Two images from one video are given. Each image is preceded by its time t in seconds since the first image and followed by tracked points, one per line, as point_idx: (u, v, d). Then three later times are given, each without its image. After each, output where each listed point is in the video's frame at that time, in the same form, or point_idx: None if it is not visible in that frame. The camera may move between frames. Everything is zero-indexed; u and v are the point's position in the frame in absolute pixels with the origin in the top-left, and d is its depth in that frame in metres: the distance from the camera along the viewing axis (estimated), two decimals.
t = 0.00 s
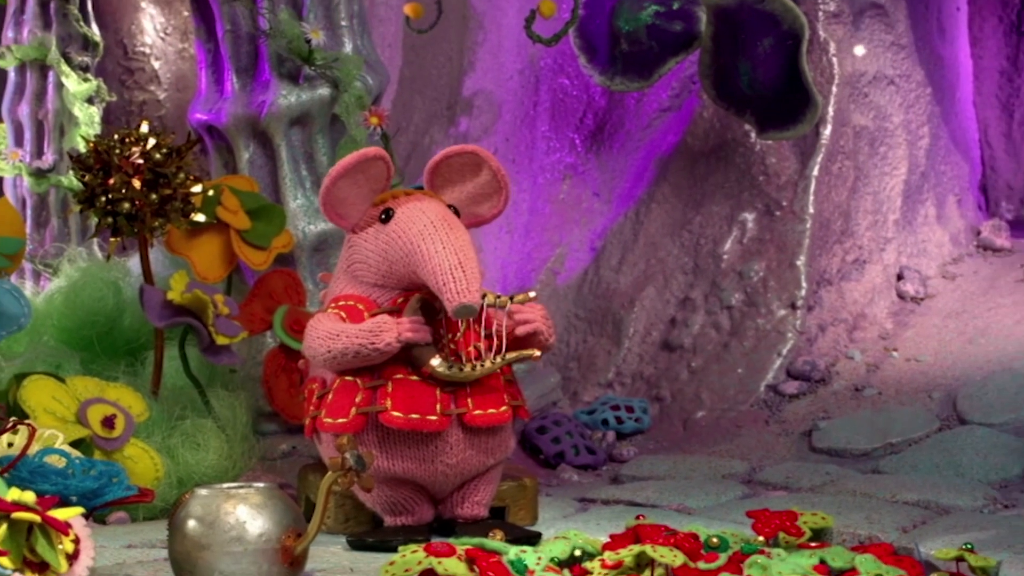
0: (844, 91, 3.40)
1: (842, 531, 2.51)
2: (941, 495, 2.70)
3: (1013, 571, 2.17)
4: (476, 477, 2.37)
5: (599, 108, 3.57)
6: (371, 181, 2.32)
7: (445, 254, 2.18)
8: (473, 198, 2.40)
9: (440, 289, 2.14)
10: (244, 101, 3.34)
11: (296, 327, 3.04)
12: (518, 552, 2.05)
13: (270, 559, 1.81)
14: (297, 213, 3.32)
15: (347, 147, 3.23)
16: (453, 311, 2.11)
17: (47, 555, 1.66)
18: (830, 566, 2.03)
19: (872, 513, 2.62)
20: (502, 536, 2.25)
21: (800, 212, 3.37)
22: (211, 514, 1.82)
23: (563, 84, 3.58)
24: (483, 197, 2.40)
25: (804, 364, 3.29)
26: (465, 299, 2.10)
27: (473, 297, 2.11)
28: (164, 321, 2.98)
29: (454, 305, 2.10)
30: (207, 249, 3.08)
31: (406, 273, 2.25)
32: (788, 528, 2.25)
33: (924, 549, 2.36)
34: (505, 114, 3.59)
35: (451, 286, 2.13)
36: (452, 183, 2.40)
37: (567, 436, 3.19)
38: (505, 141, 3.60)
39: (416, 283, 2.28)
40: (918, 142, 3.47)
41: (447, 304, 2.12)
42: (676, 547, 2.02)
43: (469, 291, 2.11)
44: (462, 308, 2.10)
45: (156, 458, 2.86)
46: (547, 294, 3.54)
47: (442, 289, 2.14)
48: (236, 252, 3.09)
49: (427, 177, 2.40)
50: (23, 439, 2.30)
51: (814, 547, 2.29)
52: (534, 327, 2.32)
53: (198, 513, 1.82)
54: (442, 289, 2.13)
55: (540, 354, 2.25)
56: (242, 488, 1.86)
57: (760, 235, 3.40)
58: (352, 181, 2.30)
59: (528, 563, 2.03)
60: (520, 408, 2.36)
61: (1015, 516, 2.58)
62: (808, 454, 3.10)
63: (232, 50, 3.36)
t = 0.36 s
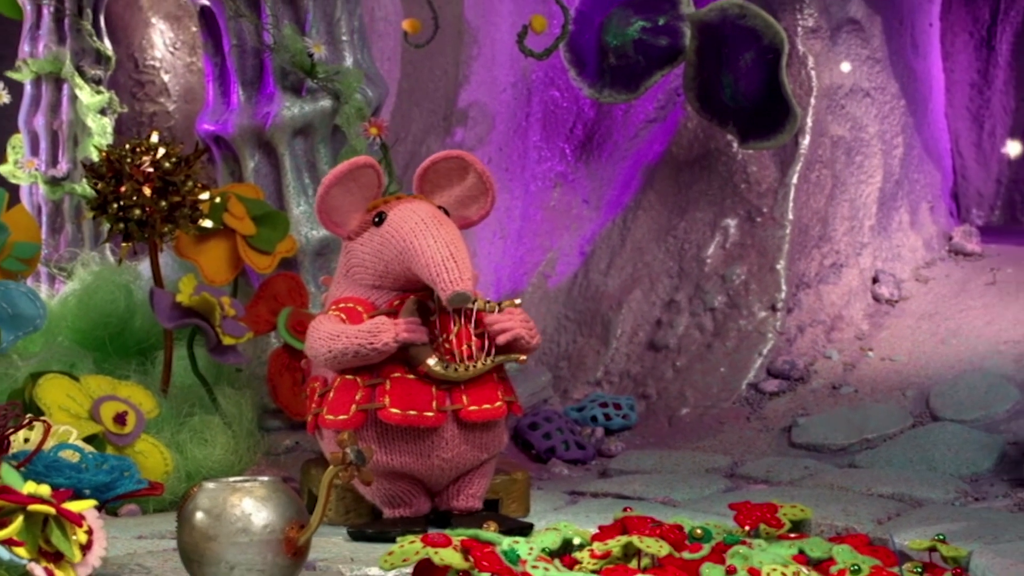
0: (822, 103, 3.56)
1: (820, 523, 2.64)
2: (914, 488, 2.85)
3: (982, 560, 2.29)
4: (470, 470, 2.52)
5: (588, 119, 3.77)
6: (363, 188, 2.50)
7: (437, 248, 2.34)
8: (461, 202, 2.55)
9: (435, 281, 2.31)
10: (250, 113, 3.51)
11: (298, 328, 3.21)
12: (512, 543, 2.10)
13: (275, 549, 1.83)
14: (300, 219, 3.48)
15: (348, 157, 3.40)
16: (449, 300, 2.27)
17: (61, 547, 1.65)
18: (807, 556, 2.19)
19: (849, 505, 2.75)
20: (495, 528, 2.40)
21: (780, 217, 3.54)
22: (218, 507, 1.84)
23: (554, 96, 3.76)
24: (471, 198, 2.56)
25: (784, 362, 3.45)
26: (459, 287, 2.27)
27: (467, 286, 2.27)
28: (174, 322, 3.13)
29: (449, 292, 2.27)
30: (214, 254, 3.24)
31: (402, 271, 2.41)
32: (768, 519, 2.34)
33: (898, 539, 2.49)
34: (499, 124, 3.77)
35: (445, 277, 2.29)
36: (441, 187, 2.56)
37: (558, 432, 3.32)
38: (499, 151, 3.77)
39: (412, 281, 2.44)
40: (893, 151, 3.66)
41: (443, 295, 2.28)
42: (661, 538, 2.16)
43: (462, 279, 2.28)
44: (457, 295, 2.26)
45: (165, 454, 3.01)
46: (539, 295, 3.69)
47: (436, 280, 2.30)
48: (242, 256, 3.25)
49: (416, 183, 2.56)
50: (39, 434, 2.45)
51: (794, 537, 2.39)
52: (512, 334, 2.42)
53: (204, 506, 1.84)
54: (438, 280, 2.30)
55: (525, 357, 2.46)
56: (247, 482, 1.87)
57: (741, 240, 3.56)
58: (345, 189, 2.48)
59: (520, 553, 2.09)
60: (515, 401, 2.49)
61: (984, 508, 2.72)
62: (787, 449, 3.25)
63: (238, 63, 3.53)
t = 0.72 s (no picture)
0: (807, 110, 3.69)
1: (806, 517, 2.73)
2: (896, 483, 2.96)
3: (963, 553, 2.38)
4: (467, 466, 2.64)
5: (581, 127, 3.91)
6: (361, 194, 2.61)
7: (433, 249, 2.46)
8: (456, 205, 2.67)
9: (432, 281, 2.42)
10: (253, 120, 3.62)
11: (301, 328, 3.28)
12: (508, 535, 2.22)
13: (277, 542, 1.94)
14: (302, 223, 3.59)
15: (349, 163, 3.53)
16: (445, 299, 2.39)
17: (71, 539, 1.73)
18: (793, 548, 2.30)
19: (833, 499, 2.85)
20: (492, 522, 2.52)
21: (766, 222, 3.67)
22: (222, 502, 1.93)
23: (548, 105, 3.91)
24: (466, 202, 2.67)
25: (770, 362, 3.56)
26: (455, 286, 2.39)
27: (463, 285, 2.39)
28: (180, 322, 3.26)
29: (446, 292, 2.38)
30: (218, 257, 3.36)
31: (400, 273, 2.53)
32: (755, 514, 2.45)
33: (881, 533, 2.59)
34: (495, 131, 3.90)
35: (442, 277, 2.41)
36: (437, 192, 2.67)
37: (552, 429, 3.43)
38: (495, 157, 3.89)
39: (410, 283, 2.55)
40: (876, 157, 3.77)
41: (439, 294, 2.39)
42: (652, 531, 2.32)
43: (458, 279, 2.40)
44: (453, 295, 2.38)
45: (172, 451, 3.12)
46: (533, 297, 3.83)
47: (434, 280, 2.42)
48: (246, 259, 3.36)
49: (413, 188, 2.67)
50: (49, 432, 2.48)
51: (779, 531, 2.49)
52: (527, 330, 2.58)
53: (210, 500, 1.94)
54: (435, 280, 2.41)
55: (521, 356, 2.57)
56: (251, 477, 1.97)
57: (729, 244, 3.69)
58: (344, 194, 2.59)
59: (515, 546, 2.21)
60: (509, 400, 2.63)
61: (963, 503, 2.82)
62: (773, 445, 3.36)
63: (242, 72, 3.65)
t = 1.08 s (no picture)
0: (793, 118, 3.81)
1: (793, 513, 2.82)
2: (881, 480, 3.05)
3: (945, 546, 2.46)
4: (464, 462, 2.75)
5: (575, 133, 4.02)
6: (362, 199, 2.72)
7: (431, 252, 2.58)
8: (454, 209, 2.78)
9: (431, 282, 2.54)
10: (257, 127, 3.73)
11: (302, 328, 3.40)
12: (503, 531, 2.28)
13: (281, 537, 2.02)
14: (304, 227, 3.70)
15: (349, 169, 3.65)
16: (444, 300, 2.51)
17: (80, 534, 1.73)
18: (781, 543, 2.40)
19: (820, 495, 2.94)
20: (488, 516, 2.63)
21: (755, 225, 3.78)
22: (226, 497, 2.01)
23: (542, 112, 4.02)
24: (463, 206, 2.78)
25: (758, 361, 3.67)
26: (453, 288, 2.51)
27: (460, 286, 2.51)
28: (185, 323, 3.33)
29: (444, 293, 2.51)
30: (223, 259, 3.45)
31: (399, 275, 2.64)
32: (743, 509, 2.53)
33: (867, 528, 2.67)
34: (491, 137, 4.00)
35: (441, 278, 2.53)
36: (435, 196, 2.78)
37: (547, 427, 3.52)
38: (491, 162, 4.01)
39: (408, 285, 2.66)
40: (860, 163, 3.90)
41: (438, 295, 2.51)
42: (644, 526, 2.40)
43: (456, 279, 2.52)
44: (452, 295, 2.50)
45: (178, 448, 3.21)
46: (529, 299, 3.93)
47: (432, 280, 2.53)
48: (249, 262, 3.47)
49: (412, 193, 2.78)
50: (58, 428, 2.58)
51: (767, 525, 2.58)
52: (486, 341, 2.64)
53: (214, 496, 2.02)
54: (433, 281, 2.53)
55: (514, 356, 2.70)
56: (255, 473, 2.06)
57: (718, 247, 3.80)
58: (344, 199, 2.70)
59: (510, 541, 2.28)
60: (508, 398, 2.71)
61: (946, 498, 2.91)
62: (761, 442, 3.47)
63: (246, 81, 3.76)
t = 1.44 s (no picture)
0: (785, 122, 3.89)
1: (785, 509, 2.88)
2: (871, 477, 3.13)
3: (934, 541, 2.52)
4: (462, 464, 2.83)
5: (571, 137, 4.11)
6: (376, 202, 2.78)
7: (432, 278, 2.62)
8: (466, 217, 2.85)
9: (427, 310, 2.58)
10: (259, 131, 3.81)
11: (304, 329, 3.50)
12: (501, 527, 2.38)
13: (282, 533, 2.08)
14: (305, 229, 3.78)
15: (350, 172, 3.72)
16: (438, 331, 2.55)
17: (85, 530, 1.80)
18: (773, 539, 2.47)
19: (810, 492, 3.01)
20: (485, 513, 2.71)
21: (747, 228, 3.86)
22: (229, 494, 2.09)
23: (539, 117, 4.11)
24: (476, 214, 2.86)
25: (750, 361, 3.75)
26: (446, 322, 2.55)
27: (454, 322, 2.55)
28: (187, 324, 3.39)
29: (437, 326, 2.55)
30: (225, 261, 3.51)
31: (401, 290, 2.70)
32: (736, 505, 2.61)
33: (857, 524, 2.73)
34: (488, 142, 4.11)
35: (436, 309, 2.56)
36: (449, 202, 2.85)
37: (543, 425, 3.59)
38: (489, 166, 4.10)
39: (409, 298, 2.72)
40: (851, 166, 3.98)
41: (432, 326, 2.56)
42: (638, 523, 2.47)
43: (451, 315, 2.56)
44: (445, 329, 2.54)
45: (181, 446, 3.28)
46: (525, 299, 4.03)
47: (428, 310, 2.58)
48: (251, 264, 3.53)
49: (427, 197, 2.85)
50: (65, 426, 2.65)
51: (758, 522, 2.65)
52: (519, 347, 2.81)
53: (218, 493, 2.09)
54: (429, 311, 2.57)
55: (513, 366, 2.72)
56: (257, 470, 2.13)
57: (711, 249, 3.88)
58: (359, 202, 2.76)
59: (508, 537, 2.37)
60: (501, 404, 2.82)
61: (935, 495, 2.98)
62: (753, 440, 3.54)
63: (248, 86, 3.83)
